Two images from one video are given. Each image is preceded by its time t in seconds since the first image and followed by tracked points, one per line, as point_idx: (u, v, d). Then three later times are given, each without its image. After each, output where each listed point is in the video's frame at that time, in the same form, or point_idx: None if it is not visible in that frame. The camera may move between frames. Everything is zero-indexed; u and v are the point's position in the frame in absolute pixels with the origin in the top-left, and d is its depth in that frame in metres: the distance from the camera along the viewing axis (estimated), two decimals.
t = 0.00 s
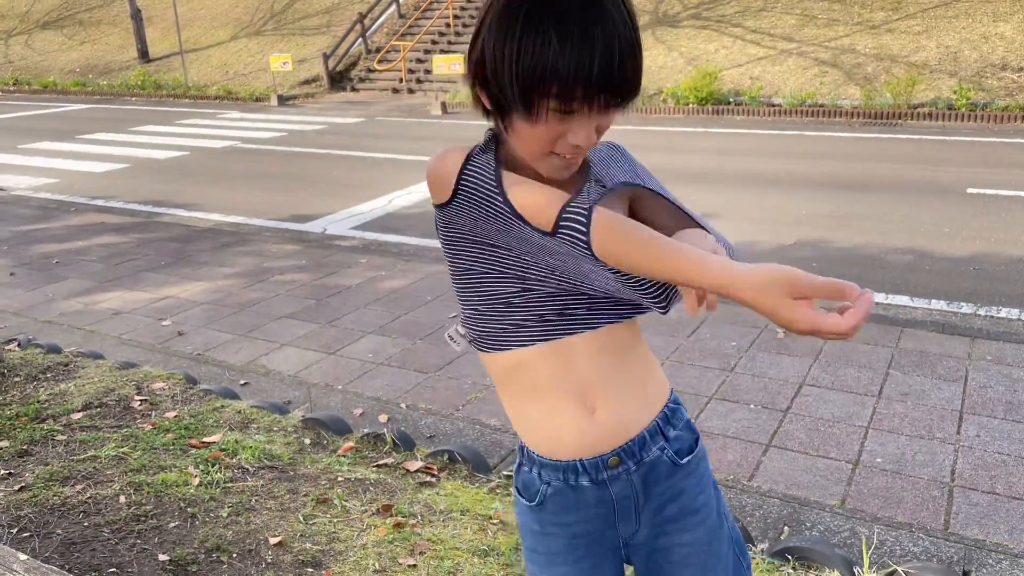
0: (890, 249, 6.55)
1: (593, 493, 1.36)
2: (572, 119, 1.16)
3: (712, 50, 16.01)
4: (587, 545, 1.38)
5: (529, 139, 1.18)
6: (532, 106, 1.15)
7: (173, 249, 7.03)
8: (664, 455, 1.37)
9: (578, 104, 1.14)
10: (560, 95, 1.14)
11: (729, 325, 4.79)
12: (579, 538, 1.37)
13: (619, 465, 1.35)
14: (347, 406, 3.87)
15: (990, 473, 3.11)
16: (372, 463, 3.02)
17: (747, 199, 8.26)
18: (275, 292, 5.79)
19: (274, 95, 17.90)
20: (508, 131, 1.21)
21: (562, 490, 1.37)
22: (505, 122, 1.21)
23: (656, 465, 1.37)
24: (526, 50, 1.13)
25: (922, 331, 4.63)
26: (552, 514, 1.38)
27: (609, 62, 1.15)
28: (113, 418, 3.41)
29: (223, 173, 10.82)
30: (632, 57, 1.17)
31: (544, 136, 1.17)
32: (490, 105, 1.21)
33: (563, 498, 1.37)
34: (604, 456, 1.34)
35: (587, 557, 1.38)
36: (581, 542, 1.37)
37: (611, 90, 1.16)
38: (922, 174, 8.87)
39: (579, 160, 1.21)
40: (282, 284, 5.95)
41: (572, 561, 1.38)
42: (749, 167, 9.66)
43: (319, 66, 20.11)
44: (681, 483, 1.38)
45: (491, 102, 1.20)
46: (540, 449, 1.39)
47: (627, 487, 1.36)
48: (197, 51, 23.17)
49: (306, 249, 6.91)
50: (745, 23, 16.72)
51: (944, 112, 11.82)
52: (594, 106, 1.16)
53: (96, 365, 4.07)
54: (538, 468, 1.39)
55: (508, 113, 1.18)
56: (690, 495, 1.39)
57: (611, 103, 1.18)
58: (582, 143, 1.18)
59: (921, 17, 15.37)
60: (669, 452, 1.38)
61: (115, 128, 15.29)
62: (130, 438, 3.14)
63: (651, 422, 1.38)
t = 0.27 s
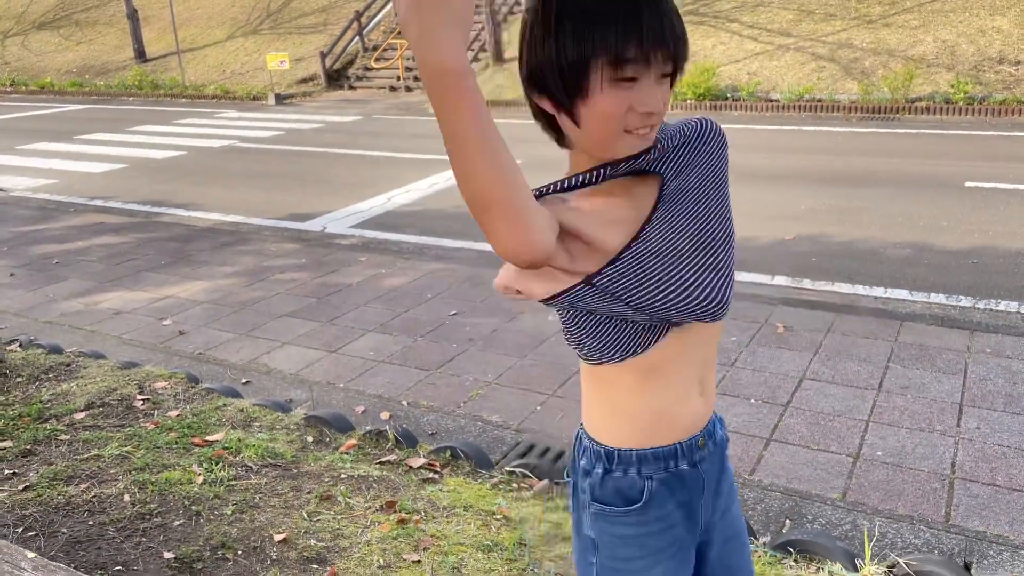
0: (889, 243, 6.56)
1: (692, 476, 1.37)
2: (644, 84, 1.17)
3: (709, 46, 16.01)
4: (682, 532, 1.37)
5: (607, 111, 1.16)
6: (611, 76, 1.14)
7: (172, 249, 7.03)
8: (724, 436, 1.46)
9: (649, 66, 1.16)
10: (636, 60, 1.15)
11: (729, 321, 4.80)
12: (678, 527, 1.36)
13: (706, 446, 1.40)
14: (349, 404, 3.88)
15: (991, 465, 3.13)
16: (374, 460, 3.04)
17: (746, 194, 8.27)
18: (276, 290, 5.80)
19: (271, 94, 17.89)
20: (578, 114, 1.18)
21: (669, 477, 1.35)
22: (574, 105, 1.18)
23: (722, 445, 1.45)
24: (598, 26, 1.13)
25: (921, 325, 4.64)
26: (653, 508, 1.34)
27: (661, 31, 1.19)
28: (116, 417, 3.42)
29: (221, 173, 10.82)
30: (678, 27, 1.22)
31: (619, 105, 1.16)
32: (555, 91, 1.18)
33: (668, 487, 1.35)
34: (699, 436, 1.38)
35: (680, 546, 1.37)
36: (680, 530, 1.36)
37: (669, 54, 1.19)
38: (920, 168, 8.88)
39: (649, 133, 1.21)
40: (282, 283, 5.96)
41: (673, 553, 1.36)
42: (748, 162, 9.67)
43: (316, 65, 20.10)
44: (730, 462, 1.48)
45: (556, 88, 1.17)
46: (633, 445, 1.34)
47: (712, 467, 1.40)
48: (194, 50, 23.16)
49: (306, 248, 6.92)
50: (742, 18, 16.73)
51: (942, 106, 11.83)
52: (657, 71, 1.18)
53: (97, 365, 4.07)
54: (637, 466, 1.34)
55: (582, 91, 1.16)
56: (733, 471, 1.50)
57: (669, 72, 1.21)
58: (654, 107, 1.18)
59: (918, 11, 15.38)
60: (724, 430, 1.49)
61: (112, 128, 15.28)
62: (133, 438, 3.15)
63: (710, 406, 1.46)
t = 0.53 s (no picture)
0: (885, 237, 6.59)
1: (687, 468, 1.37)
2: (663, 66, 1.25)
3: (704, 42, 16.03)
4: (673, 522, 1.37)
5: (632, 91, 1.23)
6: (635, 57, 1.22)
7: (170, 249, 7.04)
8: (736, 435, 1.44)
9: (667, 49, 1.25)
10: (656, 43, 1.23)
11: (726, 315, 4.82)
12: (667, 516, 1.36)
13: (709, 441, 1.38)
14: (349, 401, 3.90)
15: (986, 455, 3.16)
16: (376, 456, 3.06)
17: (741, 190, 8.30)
18: (274, 289, 5.81)
19: (266, 94, 17.87)
20: (603, 97, 1.24)
21: (660, 465, 1.36)
22: (599, 88, 1.23)
23: (732, 444, 1.42)
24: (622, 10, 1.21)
25: (917, 318, 4.68)
26: (643, 493, 1.35)
27: (676, 20, 1.28)
28: (118, 416, 3.44)
29: (217, 173, 10.82)
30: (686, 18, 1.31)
31: (643, 86, 1.23)
32: (579, 75, 1.23)
33: (660, 475, 1.36)
34: (698, 430, 1.38)
35: (671, 536, 1.37)
36: (669, 520, 1.37)
37: (680, 40, 1.27)
38: (914, 162, 8.92)
39: (664, 116, 1.28)
40: (281, 282, 5.97)
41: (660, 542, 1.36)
42: (743, 158, 9.70)
43: (311, 64, 20.09)
44: (744, 463, 1.45)
45: (582, 72, 1.23)
46: (626, 427, 1.38)
47: (715, 462, 1.39)
48: (188, 50, 23.13)
49: (304, 247, 6.93)
50: (736, 15, 16.75)
51: (936, 100, 11.88)
52: (672, 57, 1.26)
53: (98, 365, 4.09)
54: (628, 449, 1.37)
55: (609, 72, 1.22)
56: (747, 474, 1.47)
57: (678, 60, 1.30)
58: (671, 89, 1.26)
59: (912, 6, 15.43)
60: (740, 431, 1.46)
61: (108, 129, 15.26)
62: (136, 436, 3.17)
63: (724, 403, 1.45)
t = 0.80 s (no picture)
0: (879, 233, 6.61)
1: (663, 461, 1.39)
2: (654, 56, 1.27)
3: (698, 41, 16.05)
4: (650, 516, 1.40)
5: (626, 81, 1.24)
6: (628, 47, 1.24)
7: (165, 250, 7.03)
8: (711, 429, 1.47)
9: (659, 39, 1.27)
10: (648, 34, 1.25)
11: (720, 312, 4.84)
12: (644, 508, 1.39)
13: (686, 434, 1.41)
14: (345, 400, 3.91)
15: (979, 449, 3.18)
16: (372, 455, 3.07)
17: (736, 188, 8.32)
18: (270, 289, 5.81)
19: (261, 94, 17.85)
20: (598, 87, 1.25)
21: (637, 459, 1.38)
22: (594, 79, 1.24)
23: (708, 438, 1.45)
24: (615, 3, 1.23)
25: (910, 313, 4.70)
26: (621, 486, 1.38)
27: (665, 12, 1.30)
28: (113, 417, 3.44)
29: (212, 174, 10.81)
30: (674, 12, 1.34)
31: (636, 75, 1.25)
32: (574, 67, 1.24)
33: (637, 468, 1.38)
34: (676, 424, 1.40)
35: (648, 529, 1.40)
36: (646, 513, 1.39)
37: (671, 35, 1.30)
38: (908, 159, 8.95)
39: (657, 106, 1.30)
40: (276, 282, 5.97)
41: (638, 534, 1.38)
42: (738, 156, 9.72)
43: (306, 65, 20.07)
44: (718, 457, 1.48)
45: (576, 64, 1.24)
46: (606, 420, 1.39)
47: (691, 455, 1.42)
48: (182, 51, 23.09)
49: (299, 247, 6.94)
50: (730, 13, 16.78)
51: (929, 97, 11.92)
52: (663, 49, 1.29)
53: (94, 366, 4.09)
54: (607, 442, 1.39)
55: (602, 63, 1.23)
56: (722, 467, 1.50)
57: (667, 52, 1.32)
58: (662, 79, 1.28)
59: (905, 4, 15.46)
60: (715, 425, 1.49)
61: (102, 130, 15.23)
62: (132, 436, 3.18)
63: (700, 397, 1.48)
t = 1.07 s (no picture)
0: (872, 236, 6.62)
1: (604, 476, 1.37)
2: (604, 66, 1.26)
3: (694, 43, 16.06)
4: (592, 530, 1.38)
5: (575, 93, 1.24)
6: (578, 59, 1.23)
7: (159, 254, 7.02)
8: (660, 447, 1.44)
9: (609, 48, 1.26)
10: (597, 44, 1.24)
11: (712, 315, 4.84)
12: (586, 524, 1.37)
13: (631, 451, 1.39)
14: (335, 405, 3.90)
15: (968, 453, 3.17)
16: (360, 461, 3.06)
17: (730, 190, 8.32)
18: (262, 293, 5.81)
19: (258, 97, 17.84)
20: (547, 98, 1.25)
21: (577, 474, 1.36)
22: (542, 90, 1.24)
23: (657, 455, 1.43)
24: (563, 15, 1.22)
25: (902, 316, 4.69)
26: (561, 500, 1.37)
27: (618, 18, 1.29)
28: (102, 422, 3.43)
29: (207, 177, 10.80)
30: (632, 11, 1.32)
31: (585, 85, 1.24)
32: (521, 78, 1.24)
33: (578, 483, 1.37)
34: (619, 440, 1.38)
35: (590, 544, 1.38)
36: (588, 528, 1.37)
37: (623, 42, 1.28)
38: (902, 161, 8.95)
39: (608, 116, 1.30)
40: (269, 285, 5.96)
41: (578, 549, 1.37)
42: (733, 158, 9.72)
43: (302, 67, 20.07)
44: (669, 475, 1.46)
45: (525, 77, 1.24)
46: (547, 431, 1.39)
47: (636, 472, 1.39)
48: (179, 54, 23.07)
49: (293, 250, 6.93)
50: (726, 15, 16.79)
51: (924, 99, 11.93)
52: (615, 57, 1.28)
53: (84, 371, 4.08)
54: (549, 454, 1.38)
55: (550, 76, 1.23)
56: (675, 485, 1.46)
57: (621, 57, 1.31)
58: (613, 88, 1.28)
59: (900, 5, 15.48)
60: (665, 443, 1.46)
61: (98, 134, 15.21)
62: (119, 442, 3.17)
63: (650, 414, 1.45)
